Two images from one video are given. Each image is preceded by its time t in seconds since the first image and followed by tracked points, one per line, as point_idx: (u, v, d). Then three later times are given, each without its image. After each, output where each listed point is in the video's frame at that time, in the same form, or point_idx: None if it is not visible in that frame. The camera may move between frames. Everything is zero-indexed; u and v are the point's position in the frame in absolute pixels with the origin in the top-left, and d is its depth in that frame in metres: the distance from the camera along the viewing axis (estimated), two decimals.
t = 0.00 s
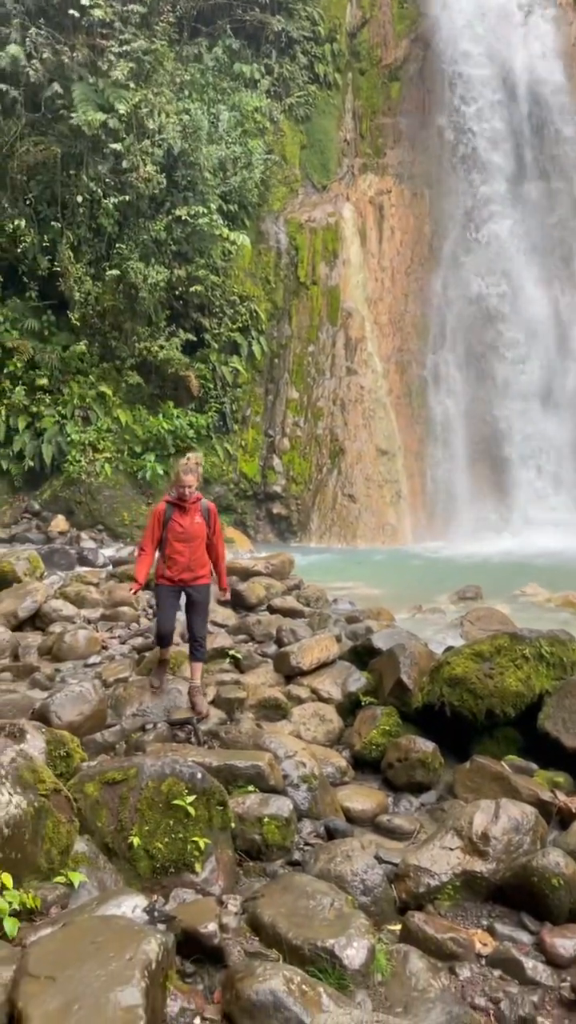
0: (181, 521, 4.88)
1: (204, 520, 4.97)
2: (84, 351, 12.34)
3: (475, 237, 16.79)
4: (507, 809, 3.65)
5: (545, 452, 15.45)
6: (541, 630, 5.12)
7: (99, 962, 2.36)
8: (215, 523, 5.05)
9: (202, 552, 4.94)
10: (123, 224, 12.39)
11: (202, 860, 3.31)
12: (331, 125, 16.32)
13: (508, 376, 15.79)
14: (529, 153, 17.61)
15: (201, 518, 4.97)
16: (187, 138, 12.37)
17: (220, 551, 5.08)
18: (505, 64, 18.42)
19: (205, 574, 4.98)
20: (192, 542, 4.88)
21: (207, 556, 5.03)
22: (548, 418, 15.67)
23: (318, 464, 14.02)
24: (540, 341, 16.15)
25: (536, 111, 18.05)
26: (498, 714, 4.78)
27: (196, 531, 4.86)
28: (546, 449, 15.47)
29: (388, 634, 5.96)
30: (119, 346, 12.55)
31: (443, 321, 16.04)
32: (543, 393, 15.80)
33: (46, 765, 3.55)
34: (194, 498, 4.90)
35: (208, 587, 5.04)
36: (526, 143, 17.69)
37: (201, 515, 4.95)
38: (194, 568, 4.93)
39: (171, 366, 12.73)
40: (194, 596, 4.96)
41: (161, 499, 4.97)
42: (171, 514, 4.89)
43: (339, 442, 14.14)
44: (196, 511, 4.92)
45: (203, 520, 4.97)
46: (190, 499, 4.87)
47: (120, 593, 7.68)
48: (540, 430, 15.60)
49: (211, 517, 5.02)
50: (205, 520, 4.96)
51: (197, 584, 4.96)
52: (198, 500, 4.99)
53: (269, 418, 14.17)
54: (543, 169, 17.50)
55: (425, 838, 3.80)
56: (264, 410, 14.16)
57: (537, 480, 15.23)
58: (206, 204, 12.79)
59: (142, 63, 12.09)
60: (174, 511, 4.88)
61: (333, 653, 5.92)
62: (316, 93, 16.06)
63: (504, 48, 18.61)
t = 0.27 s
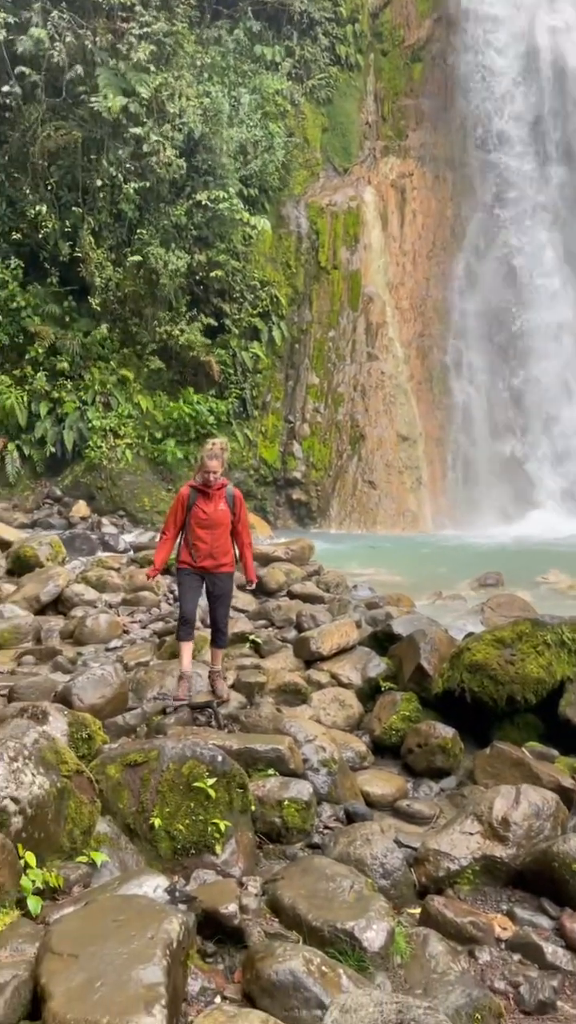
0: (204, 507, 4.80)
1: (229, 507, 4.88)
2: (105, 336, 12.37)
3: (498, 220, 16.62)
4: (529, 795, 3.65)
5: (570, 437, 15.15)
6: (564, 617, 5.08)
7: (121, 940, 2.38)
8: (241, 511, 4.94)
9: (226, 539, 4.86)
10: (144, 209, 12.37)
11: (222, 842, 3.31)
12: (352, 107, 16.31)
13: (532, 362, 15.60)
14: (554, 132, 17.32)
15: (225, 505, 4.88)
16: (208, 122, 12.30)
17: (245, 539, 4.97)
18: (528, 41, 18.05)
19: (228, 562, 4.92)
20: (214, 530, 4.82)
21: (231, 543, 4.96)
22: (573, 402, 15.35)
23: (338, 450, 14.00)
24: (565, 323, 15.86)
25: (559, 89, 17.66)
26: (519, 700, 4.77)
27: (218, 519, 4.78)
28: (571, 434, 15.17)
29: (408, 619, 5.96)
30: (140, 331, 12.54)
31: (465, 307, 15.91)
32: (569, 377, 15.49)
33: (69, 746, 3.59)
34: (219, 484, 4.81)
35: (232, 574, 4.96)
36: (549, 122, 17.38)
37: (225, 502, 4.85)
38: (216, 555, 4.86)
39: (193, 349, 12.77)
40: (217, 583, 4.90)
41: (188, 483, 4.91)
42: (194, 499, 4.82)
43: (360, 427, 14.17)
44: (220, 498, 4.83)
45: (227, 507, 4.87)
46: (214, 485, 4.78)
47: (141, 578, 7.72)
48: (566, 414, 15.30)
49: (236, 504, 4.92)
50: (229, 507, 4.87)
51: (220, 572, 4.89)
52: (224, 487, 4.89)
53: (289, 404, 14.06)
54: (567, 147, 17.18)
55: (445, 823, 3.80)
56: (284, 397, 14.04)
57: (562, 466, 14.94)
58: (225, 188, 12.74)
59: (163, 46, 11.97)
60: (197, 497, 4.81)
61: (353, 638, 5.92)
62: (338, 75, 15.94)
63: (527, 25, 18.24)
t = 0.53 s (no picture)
0: (214, 496, 4.61)
1: (239, 497, 4.69)
2: (120, 321, 12.40)
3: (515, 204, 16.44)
4: (543, 780, 3.62)
5: None
6: None
7: (136, 920, 2.41)
8: (251, 501, 4.75)
9: (236, 530, 4.68)
10: (159, 195, 12.37)
11: (237, 825, 3.33)
12: (368, 90, 16.19)
13: (548, 347, 15.40)
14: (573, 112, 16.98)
15: (235, 494, 4.69)
16: (223, 105, 12.29)
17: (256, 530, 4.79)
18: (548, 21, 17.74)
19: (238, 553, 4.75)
20: (224, 520, 4.63)
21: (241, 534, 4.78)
22: None
23: (353, 437, 13.95)
24: None
25: None
26: (534, 687, 4.75)
27: (229, 509, 4.60)
28: None
29: (422, 606, 5.95)
30: (154, 316, 12.59)
31: (482, 293, 15.83)
32: None
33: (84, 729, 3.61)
34: (230, 472, 4.62)
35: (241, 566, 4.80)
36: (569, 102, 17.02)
37: (236, 491, 4.67)
38: (225, 547, 4.68)
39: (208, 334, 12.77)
40: (225, 575, 4.73)
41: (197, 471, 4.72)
42: (204, 487, 4.64)
43: (375, 414, 14.00)
44: (230, 487, 4.65)
45: (237, 497, 4.69)
46: (225, 473, 4.59)
47: (156, 563, 7.76)
48: None
49: (247, 493, 4.73)
50: (240, 497, 4.69)
51: (229, 563, 4.72)
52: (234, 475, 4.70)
53: (304, 390, 14.10)
54: None
55: (458, 808, 3.81)
56: (299, 384, 14.10)
57: None
58: (240, 173, 12.69)
59: (178, 29, 11.77)
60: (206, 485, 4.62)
61: (367, 624, 5.93)
62: (354, 57, 15.83)
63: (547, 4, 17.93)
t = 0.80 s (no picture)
0: (213, 479, 4.44)
1: (239, 479, 4.52)
2: (131, 307, 12.42)
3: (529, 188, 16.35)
4: (554, 767, 3.61)
5: None
6: None
7: (147, 901, 2.43)
8: (252, 484, 4.58)
9: (236, 514, 4.52)
10: (171, 181, 12.32)
11: (247, 809, 3.35)
12: (381, 73, 16.10)
13: (561, 332, 15.17)
14: None
15: (235, 477, 4.51)
16: (235, 90, 12.19)
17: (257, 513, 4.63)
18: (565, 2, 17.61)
19: (240, 537, 4.60)
20: (223, 504, 4.47)
21: (242, 518, 4.61)
22: None
23: (364, 424, 13.85)
24: None
25: None
26: (545, 673, 4.74)
27: (228, 493, 4.44)
28: None
29: (433, 592, 5.94)
30: (166, 302, 12.61)
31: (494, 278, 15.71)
32: None
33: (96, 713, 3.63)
34: (228, 455, 4.44)
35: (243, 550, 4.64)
36: None
37: (235, 474, 4.49)
38: (226, 531, 4.52)
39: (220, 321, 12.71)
40: (227, 561, 4.58)
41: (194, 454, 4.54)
42: (202, 471, 4.47)
43: (387, 401, 13.89)
44: (230, 469, 4.47)
45: (237, 480, 4.52)
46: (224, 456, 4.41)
47: (167, 549, 7.79)
48: None
49: (247, 475, 4.55)
50: (239, 479, 4.52)
51: (230, 548, 4.56)
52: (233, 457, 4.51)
53: (315, 376, 14.13)
54: None
55: (468, 793, 3.82)
56: (311, 370, 14.13)
57: None
58: (252, 158, 12.60)
59: (190, 11, 11.64)
60: (205, 469, 4.44)
61: (378, 611, 5.94)
62: (367, 40, 15.75)
63: None
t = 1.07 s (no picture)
0: (216, 469, 4.35)
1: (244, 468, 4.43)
2: (140, 294, 12.42)
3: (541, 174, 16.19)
4: (562, 753, 3.61)
5: None
6: None
7: (157, 883, 2.45)
8: (258, 472, 4.48)
9: (243, 504, 4.41)
10: (179, 167, 12.24)
11: (256, 794, 3.37)
12: (391, 58, 15.76)
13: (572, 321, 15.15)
14: None
15: (240, 466, 4.42)
16: (244, 75, 12.10)
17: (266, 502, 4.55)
18: None
19: (248, 526, 4.48)
20: (229, 494, 4.36)
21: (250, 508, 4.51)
22: None
23: (373, 412, 13.79)
24: None
25: None
26: (554, 659, 4.74)
27: (233, 482, 4.34)
28: None
29: (442, 580, 5.93)
30: (176, 287, 12.58)
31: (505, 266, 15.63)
32: None
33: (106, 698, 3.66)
34: (231, 444, 4.35)
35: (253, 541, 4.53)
36: None
37: (240, 463, 4.40)
38: (234, 523, 4.42)
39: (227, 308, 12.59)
40: (237, 553, 4.47)
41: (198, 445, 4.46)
42: (206, 461, 4.38)
43: (396, 388, 13.88)
44: (233, 458, 4.37)
45: (242, 468, 4.42)
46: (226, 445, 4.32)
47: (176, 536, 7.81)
48: None
49: (252, 463, 4.46)
50: (244, 468, 4.42)
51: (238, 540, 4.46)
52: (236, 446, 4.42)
53: (324, 364, 13.97)
54: None
55: (476, 779, 3.83)
56: (319, 358, 13.98)
57: None
58: (261, 144, 12.50)
59: None
60: (208, 459, 4.36)
61: (386, 598, 5.94)
62: (377, 23, 15.46)
63: None
